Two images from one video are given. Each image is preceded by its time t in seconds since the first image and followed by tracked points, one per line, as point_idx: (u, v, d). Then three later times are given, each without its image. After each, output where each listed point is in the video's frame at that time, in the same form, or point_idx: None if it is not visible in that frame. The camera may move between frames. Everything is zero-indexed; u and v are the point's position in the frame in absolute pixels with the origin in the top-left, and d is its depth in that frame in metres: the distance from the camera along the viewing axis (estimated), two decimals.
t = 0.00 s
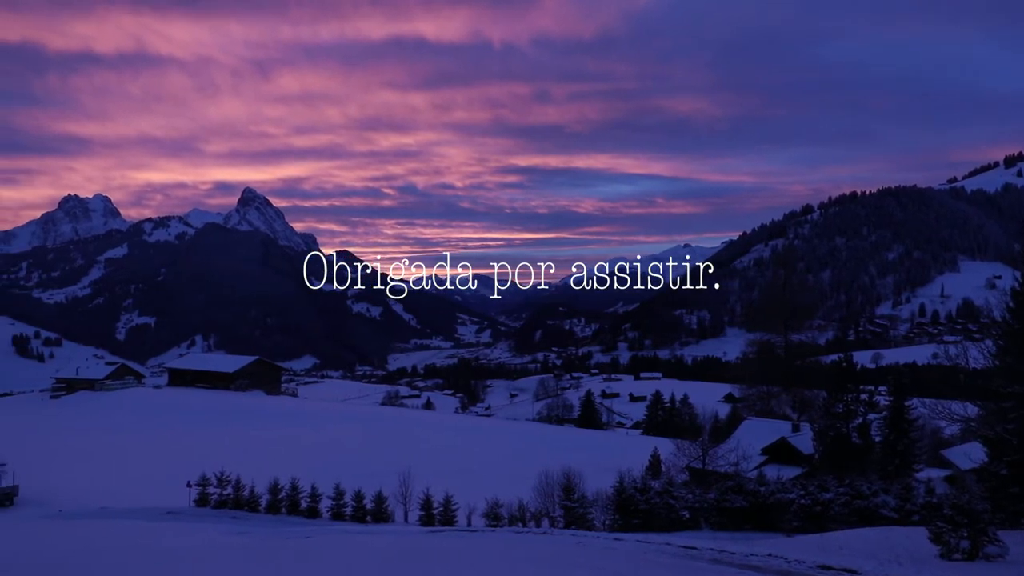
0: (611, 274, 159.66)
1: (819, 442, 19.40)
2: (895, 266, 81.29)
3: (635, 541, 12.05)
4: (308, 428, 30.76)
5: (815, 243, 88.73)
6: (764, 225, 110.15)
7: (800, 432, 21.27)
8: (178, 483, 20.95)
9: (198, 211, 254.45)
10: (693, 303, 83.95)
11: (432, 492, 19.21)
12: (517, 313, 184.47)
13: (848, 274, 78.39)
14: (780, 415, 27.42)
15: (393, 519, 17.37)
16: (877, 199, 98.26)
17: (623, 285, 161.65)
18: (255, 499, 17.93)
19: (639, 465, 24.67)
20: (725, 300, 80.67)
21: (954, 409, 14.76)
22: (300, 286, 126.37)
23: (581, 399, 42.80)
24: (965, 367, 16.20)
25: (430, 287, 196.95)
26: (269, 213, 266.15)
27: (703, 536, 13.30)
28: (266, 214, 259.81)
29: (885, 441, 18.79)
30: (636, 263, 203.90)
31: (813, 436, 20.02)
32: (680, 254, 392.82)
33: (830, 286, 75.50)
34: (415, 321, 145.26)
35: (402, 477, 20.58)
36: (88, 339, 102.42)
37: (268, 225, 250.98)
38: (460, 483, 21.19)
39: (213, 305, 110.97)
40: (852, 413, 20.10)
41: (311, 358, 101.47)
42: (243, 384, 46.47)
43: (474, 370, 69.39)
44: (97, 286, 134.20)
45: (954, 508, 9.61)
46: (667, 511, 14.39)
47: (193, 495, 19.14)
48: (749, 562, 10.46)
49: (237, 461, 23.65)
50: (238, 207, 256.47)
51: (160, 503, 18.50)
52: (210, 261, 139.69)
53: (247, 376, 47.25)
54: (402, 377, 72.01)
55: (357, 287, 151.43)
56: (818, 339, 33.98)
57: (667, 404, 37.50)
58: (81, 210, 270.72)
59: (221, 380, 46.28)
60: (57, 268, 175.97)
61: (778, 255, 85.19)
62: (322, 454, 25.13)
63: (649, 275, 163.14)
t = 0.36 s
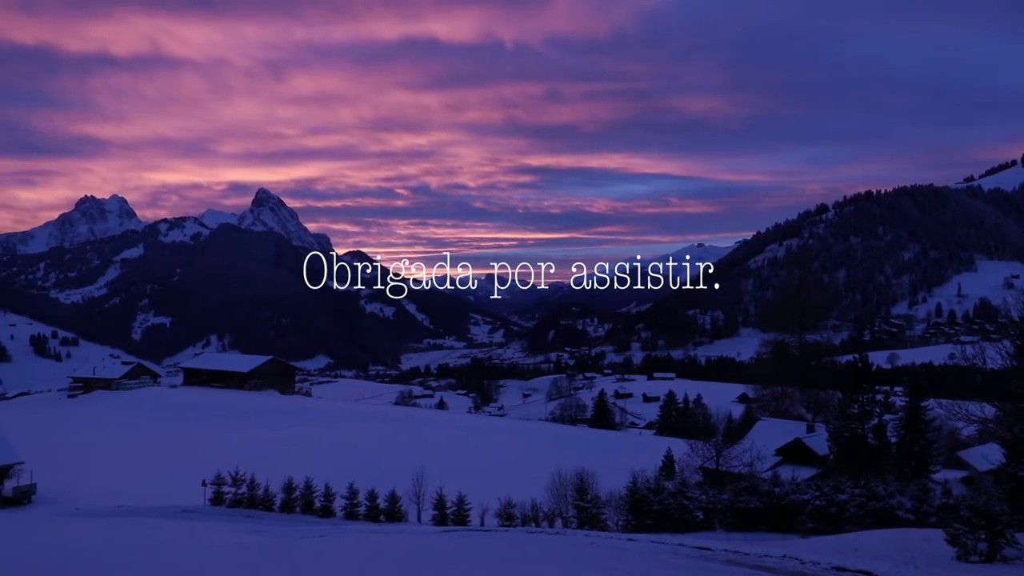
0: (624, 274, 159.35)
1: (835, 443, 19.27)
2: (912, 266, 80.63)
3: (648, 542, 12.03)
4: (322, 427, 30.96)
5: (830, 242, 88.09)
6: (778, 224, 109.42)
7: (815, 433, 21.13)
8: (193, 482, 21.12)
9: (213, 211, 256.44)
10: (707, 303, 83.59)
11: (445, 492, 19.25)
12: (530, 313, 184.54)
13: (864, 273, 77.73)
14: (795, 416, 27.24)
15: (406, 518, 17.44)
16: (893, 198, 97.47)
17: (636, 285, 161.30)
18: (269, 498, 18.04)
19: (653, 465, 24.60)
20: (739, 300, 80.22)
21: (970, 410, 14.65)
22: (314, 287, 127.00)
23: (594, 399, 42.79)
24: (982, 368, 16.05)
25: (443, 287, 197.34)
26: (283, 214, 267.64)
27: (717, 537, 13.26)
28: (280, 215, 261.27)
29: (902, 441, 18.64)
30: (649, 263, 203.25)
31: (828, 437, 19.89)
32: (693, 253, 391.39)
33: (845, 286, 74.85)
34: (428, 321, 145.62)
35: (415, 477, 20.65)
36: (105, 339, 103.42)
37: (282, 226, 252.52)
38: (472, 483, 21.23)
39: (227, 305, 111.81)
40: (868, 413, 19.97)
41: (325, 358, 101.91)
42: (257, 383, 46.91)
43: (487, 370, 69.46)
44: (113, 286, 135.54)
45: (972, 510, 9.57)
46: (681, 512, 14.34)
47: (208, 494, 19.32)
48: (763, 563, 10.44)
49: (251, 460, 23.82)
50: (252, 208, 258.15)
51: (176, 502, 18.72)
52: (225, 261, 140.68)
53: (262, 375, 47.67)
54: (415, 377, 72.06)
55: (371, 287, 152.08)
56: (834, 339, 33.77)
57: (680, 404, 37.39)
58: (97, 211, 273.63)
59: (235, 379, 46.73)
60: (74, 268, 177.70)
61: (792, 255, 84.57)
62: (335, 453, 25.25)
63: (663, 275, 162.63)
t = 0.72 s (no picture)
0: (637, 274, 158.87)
1: (850, 444, 19.16)
2: (928, 265, 79.64)
3: (663, 543, 12.00)
4: (337, 427, 31.15)
5: (845, 242, 87.34)
6: (793, 223, 108.65)
7: (831, 434, 21.00)
8: (209, 481, 21.32)
9: (228, 212, 258.58)
10: (721, 303, 83.23)
11: (458, 491, 19.33)
12: (543, 313, 184.47)
13: (880, 273, 76.94)
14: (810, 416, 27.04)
15: (420, 518, 17.52)
16: (909, 197, 96.63)
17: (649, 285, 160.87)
18: (284, 497, 18.18)
19: (667, 466, 24.53)
20: (754, 300, 79.74)
21: (988, 410, 14.54)
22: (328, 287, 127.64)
23: (607, 399, 42.72)
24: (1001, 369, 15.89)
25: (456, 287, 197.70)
26: (298, 214, 269.18)
27: (732, 538, 13.23)
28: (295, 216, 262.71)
29: (918, 442, 18.54)
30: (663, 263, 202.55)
31: (843, 438, 19.76)
32: (707, 253, 390.05)
33: (861, 286, 74.05)
34: (441, 321, 145.99)
35: (429, 476, 20.73)
36: (122, 338, 104.36)
37: (296, 226, 254.03)
38: (486, 483, 21.29)
39: (242, 305, 112.67)
40: (884, 414, 19.85)
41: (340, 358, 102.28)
42: (272, 383, 47.21)
43: (500, 370, 69.50)
44: (130, 286, 136.88)
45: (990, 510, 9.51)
46: (695, 513, 14.27)
47: (224, 493, 19.51)
48: (778, 564, 10.41)
49: (267, 459, 24.03)
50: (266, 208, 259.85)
51: (193, 501, 18.93)
52: (239, 262, 141.67)
53: (276, 374, 47.96)
54: (429, 377, 72.18)
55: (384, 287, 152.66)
56: (849, 339, 33.54)
57: (694, 404, 37.32)
58: (113, 212, 276.19)
59: (250, 378, 47.09)
60: (91, 269, 179.48)
61: (807, 254, 83.88)
62: (348, 453, 25.41)
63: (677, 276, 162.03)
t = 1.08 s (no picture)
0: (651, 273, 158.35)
1: (866, 445, 19.02)
2: (946, 265, 78.79)
3: (677, 544, 11.99)
4: (352, 426, 31.39)
5: (861, 241, 86.58)
6: (809, 223, 107.81)
7: (847, 435, 20.83)
8: (224, 480, 21.55)
9: (243, 213, 260.62)
10: (736, 303, 82.86)
11: (472, 491, 19.38)
12: (557, 313, 184.33)
13: (896, 273, 76.15)
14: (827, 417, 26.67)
15: (434, 517, 17.57)
16: (926, 196, 95.81)
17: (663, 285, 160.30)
18: (299, 496, 18.33)
19: (681, 467, 24.42)
20: (769, 300, 79.23)
21: (1006, 410, 14.39)
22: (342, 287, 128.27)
23: (621, 400, 42.68)
24: (1020, 369, 15.68)
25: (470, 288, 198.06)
26: (312, 214, 270.71)
27: (746, 539, 13.17)
28: (309, 216, 264.16)
29: (936, 443, 18.39)
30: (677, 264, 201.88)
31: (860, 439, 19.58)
32: (721, 254, 388.22)
33: (877, 286, 73.34)
34: (455, 321, 146.27)
35: (442, 476, 20.79)
36: (139, 338, 105.44)
37: (310, 227, 255.47)
38: (500, 483, 21.33)
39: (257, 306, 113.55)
40: (900, 415, 19.71)
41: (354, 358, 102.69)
42: (286, 382, 47.46)
43: (514, 370, 69.54)
44: (146, 287, 138.26)
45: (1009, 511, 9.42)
46: (709, 513, 14.21)
47: (239, 492, 19.71)
48: (793, 565, 10.38)
49: (282, 459, 24.24)
50: (281, 209, 261.59)
51: (208, 499, 19.14)
52: (254, 262, 142.72)
53: (291, 374, 48.23)
54: (443, 377, 72.29)
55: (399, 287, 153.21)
56: (866, 339, 33.29)
57: (708, 404, 37.20)
58: (130, 212, 279.05)
59: (265, 377, 47.45)
60: (108, 270, 181.34)
61: (823, 254, 83.22)
62: (362, 453, 25.55)
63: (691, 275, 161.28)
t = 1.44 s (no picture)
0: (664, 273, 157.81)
1: (880, 446, 18.94)
2: (961, 265, 78.05)
3: (690, 544, 11.99)
4: (364, 425, 31.59)
5: (875, 241, 85.92)
6: (822, 222, 107.04)
7: (861, 435, 20.71)
8: (237, 480, 21.71)
9: (257, 213, 262.70)
10: (749, 303, 82.45)
11: (484, 492, 19.44)
12: (569, 313, 184.14)
13: (911, 272, 75.49)
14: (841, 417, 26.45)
15: (446, 517, 17.65)
16: (941, 195, 94.94)
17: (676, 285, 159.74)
18: (312, 496, 18.47)
19: (694, 467, 24.33)
20: (782, 300, 78.76)
21: (1022, 411, 14.28)
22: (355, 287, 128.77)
23: (633, 400, 42.62)
24: None
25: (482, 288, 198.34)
26: (325, 215, 272.24)
27: (760, 540, 13.13)
28: (322, 217, 265.56)
29: (951, 444, 18.22)
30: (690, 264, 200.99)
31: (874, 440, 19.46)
32: (734, 254, 386.44)
33: (891, 285, 72.75)
34: (467, 321, 146.49)
35: (454, 476, 20.86)
36: (154, 338, 106.40)
37: (323, 227, 256.88)
38: (512, 483, 21.37)
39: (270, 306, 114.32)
40: (916, 415, 19.58)
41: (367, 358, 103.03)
42: (299, 381, 47.78)
43: (526, 370, 69.57)
44: (160, 287, 139.54)
45: None
46: (722, 514, 14.17)
47: (253, 491, 19.87)
48: (807, 566, 10.37)
49: (295, 458, 24.42)
50: (294, 210, 263.39)
51: (223, 498, 19.33)
52: (267, 262, 143.68)
53: (303, 373, 48.54)
54: (455, 377, 72.45)
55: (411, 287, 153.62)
56: (880, 339, 33.01)
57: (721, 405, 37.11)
58: (145, 213, 282.15)
59: (278, 377, 47.79)
60: (123, 270, 183.11)
61: (836, 254, 82.67)
62: (374, 452, 25.67)
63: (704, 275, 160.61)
